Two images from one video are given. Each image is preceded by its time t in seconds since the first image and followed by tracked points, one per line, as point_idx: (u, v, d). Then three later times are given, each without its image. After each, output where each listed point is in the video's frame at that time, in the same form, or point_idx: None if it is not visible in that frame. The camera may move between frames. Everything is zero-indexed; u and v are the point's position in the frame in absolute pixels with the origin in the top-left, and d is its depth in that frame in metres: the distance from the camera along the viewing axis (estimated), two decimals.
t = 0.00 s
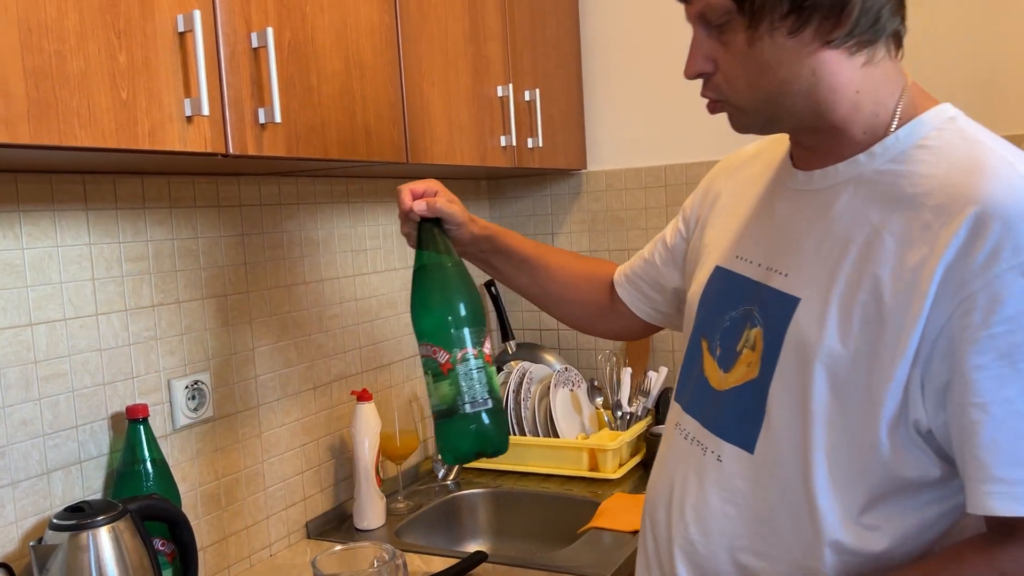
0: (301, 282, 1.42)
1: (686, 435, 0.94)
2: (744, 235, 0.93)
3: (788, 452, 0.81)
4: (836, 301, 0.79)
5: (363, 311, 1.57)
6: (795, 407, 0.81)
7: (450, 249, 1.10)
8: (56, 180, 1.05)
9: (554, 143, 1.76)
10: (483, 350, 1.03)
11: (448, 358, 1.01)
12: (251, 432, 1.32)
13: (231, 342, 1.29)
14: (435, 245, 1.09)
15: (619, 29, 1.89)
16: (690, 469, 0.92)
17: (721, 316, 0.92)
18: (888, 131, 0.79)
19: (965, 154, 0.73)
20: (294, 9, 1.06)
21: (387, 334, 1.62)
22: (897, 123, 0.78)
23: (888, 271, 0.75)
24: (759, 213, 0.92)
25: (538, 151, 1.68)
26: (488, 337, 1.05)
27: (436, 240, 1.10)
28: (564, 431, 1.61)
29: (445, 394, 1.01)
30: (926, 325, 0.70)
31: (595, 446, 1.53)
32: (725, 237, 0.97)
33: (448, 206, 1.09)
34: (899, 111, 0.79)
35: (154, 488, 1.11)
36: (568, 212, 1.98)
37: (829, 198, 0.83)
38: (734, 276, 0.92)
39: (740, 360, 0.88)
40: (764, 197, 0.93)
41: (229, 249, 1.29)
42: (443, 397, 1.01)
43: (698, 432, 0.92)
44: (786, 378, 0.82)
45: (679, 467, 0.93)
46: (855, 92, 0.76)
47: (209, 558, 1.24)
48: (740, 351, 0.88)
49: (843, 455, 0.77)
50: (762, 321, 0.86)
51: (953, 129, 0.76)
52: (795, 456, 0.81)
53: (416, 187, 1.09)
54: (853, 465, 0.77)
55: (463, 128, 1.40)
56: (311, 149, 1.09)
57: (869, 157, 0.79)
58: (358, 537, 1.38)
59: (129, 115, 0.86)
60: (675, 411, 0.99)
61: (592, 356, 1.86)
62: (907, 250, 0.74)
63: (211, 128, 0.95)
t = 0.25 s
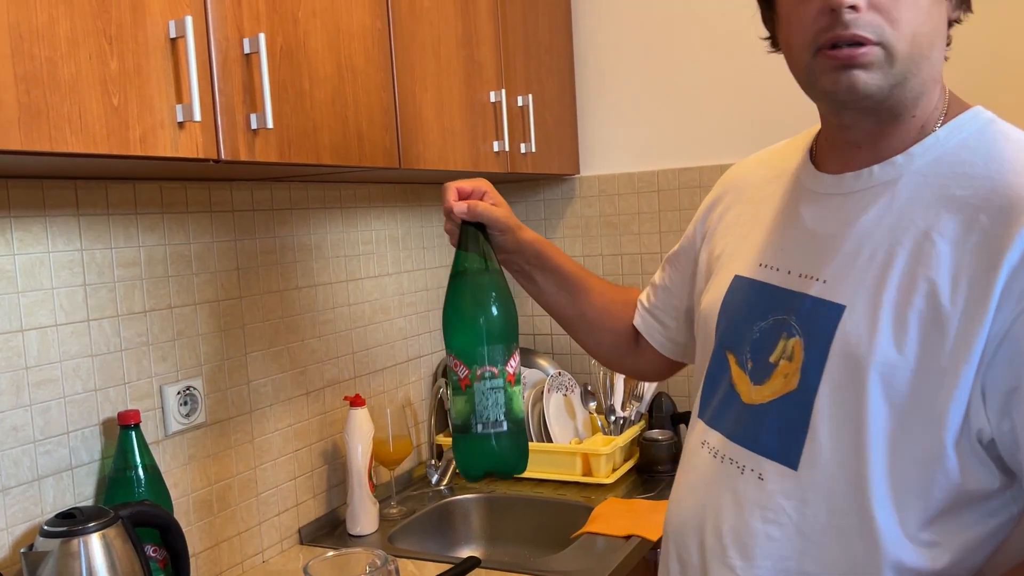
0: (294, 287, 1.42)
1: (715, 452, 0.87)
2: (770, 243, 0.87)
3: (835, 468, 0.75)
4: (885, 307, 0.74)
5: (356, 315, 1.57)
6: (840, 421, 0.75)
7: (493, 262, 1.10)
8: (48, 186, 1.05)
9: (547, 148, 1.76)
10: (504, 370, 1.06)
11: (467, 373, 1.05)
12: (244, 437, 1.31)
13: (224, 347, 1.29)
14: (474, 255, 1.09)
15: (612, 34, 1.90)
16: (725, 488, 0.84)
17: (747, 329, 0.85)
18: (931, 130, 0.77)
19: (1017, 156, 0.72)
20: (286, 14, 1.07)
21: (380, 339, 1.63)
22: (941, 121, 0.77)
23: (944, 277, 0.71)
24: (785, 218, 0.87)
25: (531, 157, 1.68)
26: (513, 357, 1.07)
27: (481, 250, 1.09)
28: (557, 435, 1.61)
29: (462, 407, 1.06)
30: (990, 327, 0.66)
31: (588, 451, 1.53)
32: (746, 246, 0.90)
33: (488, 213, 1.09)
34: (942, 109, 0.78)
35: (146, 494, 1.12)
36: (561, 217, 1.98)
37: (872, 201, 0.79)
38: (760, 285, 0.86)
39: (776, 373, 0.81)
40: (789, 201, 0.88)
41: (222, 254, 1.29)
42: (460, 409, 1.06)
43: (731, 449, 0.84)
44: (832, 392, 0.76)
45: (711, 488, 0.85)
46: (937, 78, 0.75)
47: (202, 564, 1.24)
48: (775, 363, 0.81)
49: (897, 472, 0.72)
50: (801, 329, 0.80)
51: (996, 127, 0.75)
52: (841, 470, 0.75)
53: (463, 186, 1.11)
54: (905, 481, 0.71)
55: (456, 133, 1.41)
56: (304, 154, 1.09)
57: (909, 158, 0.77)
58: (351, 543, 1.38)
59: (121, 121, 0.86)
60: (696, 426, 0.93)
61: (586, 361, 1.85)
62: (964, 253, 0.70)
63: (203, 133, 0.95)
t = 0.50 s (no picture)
0: (282, 301, 1.42)
1: (731, 478, 0.83)
2: (775, 257, 0.84)
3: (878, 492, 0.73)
4: (918, 326, 0.73)
5: (345, 328, 1.57)
6: (877, 444, 0.73)
7: (492, 306, 1.06)
8: (36, 202, 1.05)
9: (535, 161, 1.77)
10: (500, 421, 1.01)
11: (463, 425, 1.01)
12: (233, 452, 1.31)
13: (213, 361, 1.29)
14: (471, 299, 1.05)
15: (600, 47, 1.91)
16: (749, 518, 0.80)
17: (758, 350, 0.82)
18: (943, 146, 0.77)
19: None
20: (274, 30, 1.07)
21: (370, 352, 1.63)
22: (951, 137, 0.77)
23: (980, 295, 0.70)
24: (788, 230, 0.84)
25: (520, 170, 1.69)
26: (511, 406, 1.02)
27: (477, 295, 1.05)
28: (546, 447, 1.62)
29: (460, 460, 1.02)
30: None
31: (577, 462, 1.53)
32: (745, 264, 0.87)
33: (484, 258, 1.03)
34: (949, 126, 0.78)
35: (135, 509, 1.11)
36: (550, 228, 1.99)
37: (890, 216, 0.77)
38: (770, 305, 0.83)
39: (802, 396, 0.78)
40: (790, 215, 0.85)
41: (211, 269, 1.29)
42: (458, 461, 1.02)
43: (752, 476, 0.81)
44: (866, 414, 0.74)
45: (734, 518, 0.82)
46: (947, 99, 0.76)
47: None
48: (800, 387, 0.78)
49: (940, 494, 0.71)
50: (826, 350, 0.77)
51: (1004, 142, 0.76)
52: (884, 495, 0.73)
53: (463, 235, 1.07)
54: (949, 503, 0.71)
55: (444, 147, 1.41)
56: (292, 169, 1.09)
57: (923, 172, 0.76)
58: (341, 556, 1.38)
59: (109, 138, 0.87)
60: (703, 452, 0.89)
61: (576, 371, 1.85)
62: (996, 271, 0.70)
63: (192, 151, 0.96)
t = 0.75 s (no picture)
0: (258, 328, 1.43)
1: (709, 513, 0.83)
2: (748, 291, 0.85)
3: (861, 526, 0.74)
4: (893, 361, 0.74)
5: (321, 355, 1.57)
6: (856, 478, 0.74)
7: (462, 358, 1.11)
8: (7, 235, 1.05)
9: (510, 186, 1.79)
10: (465, 473, 1.03)
11: (427, 476, 1.03)
12: (207, 481, 1.31)
13: (187, 390, 1.28)
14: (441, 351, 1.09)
15: (574, 75, 1.95)
16: (730, 554, 0.80)
17: (735, 384, 0.83)
18: (908, 181, 0.79)
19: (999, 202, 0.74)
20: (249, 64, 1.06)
21: (345, 378, 1.63)
22: (915, 172, 0.79)
23: (952, 329, 0.72)
24: (760, 264, 0.86)
25: (495, 196, 1.71)
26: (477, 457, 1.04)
27: (447, 346, 1.09)
28: (523, 471, 1.62)
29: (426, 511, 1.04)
30: (1005, 378, 0.68)
31: (555, 486, 1.54)
32: (718, 298, 0.88)
33: (453, 305, 1.04)
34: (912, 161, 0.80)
35: (105, 542, 1.08)
36: (527, 253, 2.01)
37: (862, 251, 0.78)
38: (744, 338, 0.83)
39: (779, 430, 0.79)
40: (761, 250, 0.87)
41: (185, 298, 1.29)
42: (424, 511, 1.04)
43: (732, 511, 0.81)
44: (846, 448, 0.75)
45: (713, 552, 0.81)
46: (909, 135, 0.77)
47: None
48: (777, 420, 0.79)
49: (921, 526, 0.72)
50: (802, 383, 0.78)
51: (966, 175, 0.78)
52: (866, 529, 0.74)
53: (434, 284, 1.07)
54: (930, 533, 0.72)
55: (420, 175, 1.43)
56: (266, 200, 1.08)
57: (890, 206, 0.77)
58: None
59: (81, 173, 0.84)
60: (680, 487, 0.88)
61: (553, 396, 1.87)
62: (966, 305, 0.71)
63: (164, 184, 0.94)
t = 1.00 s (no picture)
0: (226, 351, 1.42)
1: (670, 536, 0.84)
2: (710, 316, 0.87)
3: (821, 548, 0.75)
4: (851, 385, 0.76)
5: (291, 377, 1.57)
6: (817, 500, 0.76)
7: (426, 386, 1.10)
8: None
9: (481, 208, 1.81)
10: (418, 502, 1.03)
11: (381, 503, 1.04)
12: (174, 506, 1.30)
13: (153, 414, 1.27)
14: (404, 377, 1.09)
15: (545, 97, 1.97)
16: None
17: (699, 408, 0.84)
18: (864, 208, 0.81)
19: (950, 227, 0.76)
20: (216, 89, 1.06)
21: (315, 400, 1.63)
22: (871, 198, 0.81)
23: (907, 353, 0.74)
24: (722, 289, 0.88)
25: (465, 217, 1.72)
26: (432, 487, 1.04)
27: (411, 373, 1.08)
28: (495, 493, 1.63)
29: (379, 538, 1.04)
30: (959, 401, 0.70)
31: (526, 507, 1.55)
32: (681, 323, 0.90)
33: (419, 333, 1.04)
34: (868, 188, 0.82)
35: (69, 570, 1.07)
36: (498, 273, 2.02)
37: (820, 277, 0.80)
38: (707, 363, 0.85)
39: (741, 455, 0.80)
40: (722, 276, 0.88)
41: (152, 321, 1.28)
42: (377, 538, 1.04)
43: (695, 536, 0.82)
44: (806, 471, 0.76)
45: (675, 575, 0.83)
46: (862, 164, 0.79)
47: None
48: (739, 445, 0.81)
49: (880, 546, 0.74)
50: (763, 408, 0.79)
51: (920, 201, 0.80)
52: (827, 551, 0.75)
53: (400, 310, 1.08)
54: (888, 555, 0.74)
55: (390, 197, 1.44)
56: (234, 224, 1.08)
57: (847, 233, 0.79)
58: None
59: (44, 198, 0.84)
60: (644, 510, 0.89)
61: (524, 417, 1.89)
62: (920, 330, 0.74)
63: (131, 208, 0.93)
